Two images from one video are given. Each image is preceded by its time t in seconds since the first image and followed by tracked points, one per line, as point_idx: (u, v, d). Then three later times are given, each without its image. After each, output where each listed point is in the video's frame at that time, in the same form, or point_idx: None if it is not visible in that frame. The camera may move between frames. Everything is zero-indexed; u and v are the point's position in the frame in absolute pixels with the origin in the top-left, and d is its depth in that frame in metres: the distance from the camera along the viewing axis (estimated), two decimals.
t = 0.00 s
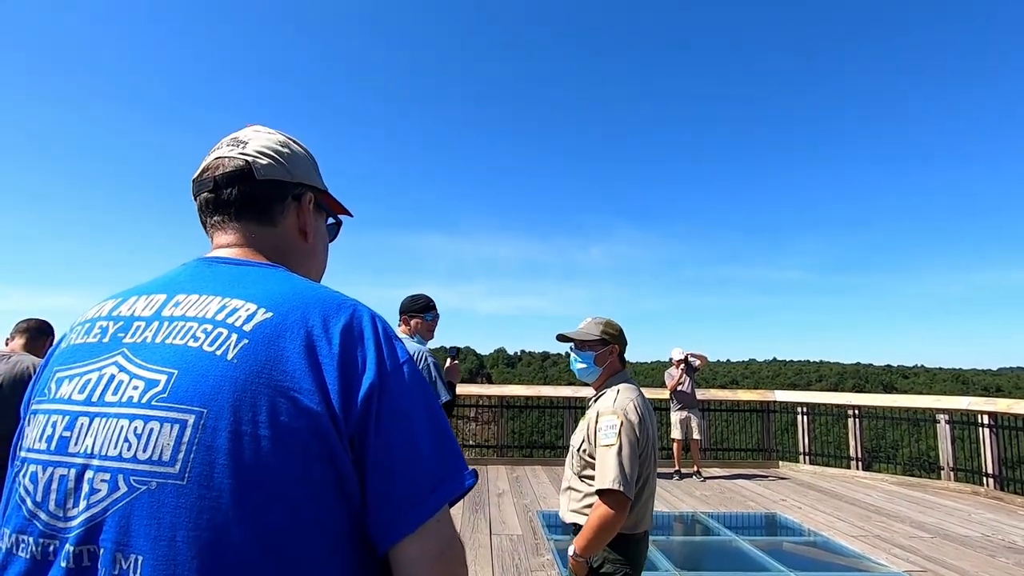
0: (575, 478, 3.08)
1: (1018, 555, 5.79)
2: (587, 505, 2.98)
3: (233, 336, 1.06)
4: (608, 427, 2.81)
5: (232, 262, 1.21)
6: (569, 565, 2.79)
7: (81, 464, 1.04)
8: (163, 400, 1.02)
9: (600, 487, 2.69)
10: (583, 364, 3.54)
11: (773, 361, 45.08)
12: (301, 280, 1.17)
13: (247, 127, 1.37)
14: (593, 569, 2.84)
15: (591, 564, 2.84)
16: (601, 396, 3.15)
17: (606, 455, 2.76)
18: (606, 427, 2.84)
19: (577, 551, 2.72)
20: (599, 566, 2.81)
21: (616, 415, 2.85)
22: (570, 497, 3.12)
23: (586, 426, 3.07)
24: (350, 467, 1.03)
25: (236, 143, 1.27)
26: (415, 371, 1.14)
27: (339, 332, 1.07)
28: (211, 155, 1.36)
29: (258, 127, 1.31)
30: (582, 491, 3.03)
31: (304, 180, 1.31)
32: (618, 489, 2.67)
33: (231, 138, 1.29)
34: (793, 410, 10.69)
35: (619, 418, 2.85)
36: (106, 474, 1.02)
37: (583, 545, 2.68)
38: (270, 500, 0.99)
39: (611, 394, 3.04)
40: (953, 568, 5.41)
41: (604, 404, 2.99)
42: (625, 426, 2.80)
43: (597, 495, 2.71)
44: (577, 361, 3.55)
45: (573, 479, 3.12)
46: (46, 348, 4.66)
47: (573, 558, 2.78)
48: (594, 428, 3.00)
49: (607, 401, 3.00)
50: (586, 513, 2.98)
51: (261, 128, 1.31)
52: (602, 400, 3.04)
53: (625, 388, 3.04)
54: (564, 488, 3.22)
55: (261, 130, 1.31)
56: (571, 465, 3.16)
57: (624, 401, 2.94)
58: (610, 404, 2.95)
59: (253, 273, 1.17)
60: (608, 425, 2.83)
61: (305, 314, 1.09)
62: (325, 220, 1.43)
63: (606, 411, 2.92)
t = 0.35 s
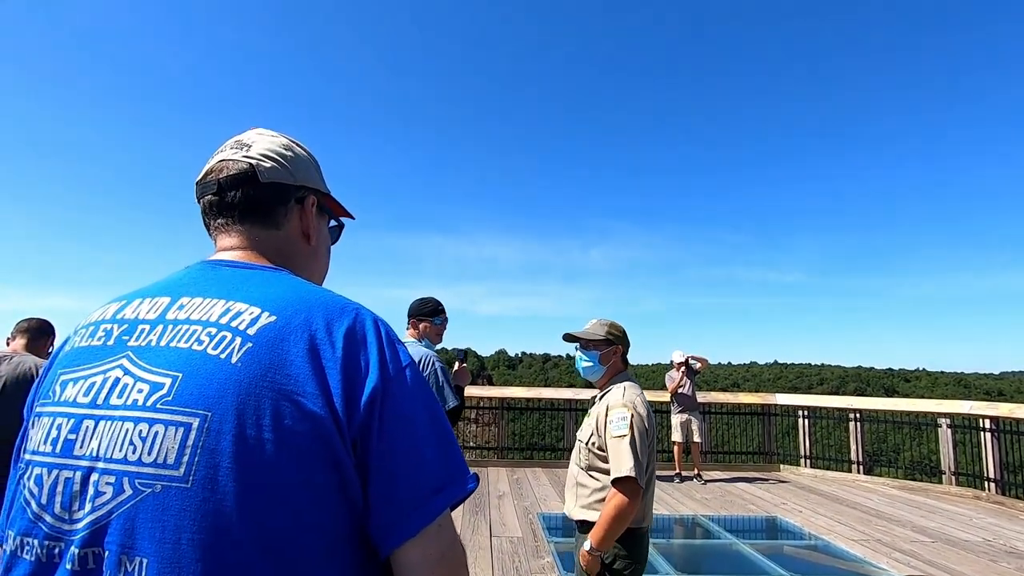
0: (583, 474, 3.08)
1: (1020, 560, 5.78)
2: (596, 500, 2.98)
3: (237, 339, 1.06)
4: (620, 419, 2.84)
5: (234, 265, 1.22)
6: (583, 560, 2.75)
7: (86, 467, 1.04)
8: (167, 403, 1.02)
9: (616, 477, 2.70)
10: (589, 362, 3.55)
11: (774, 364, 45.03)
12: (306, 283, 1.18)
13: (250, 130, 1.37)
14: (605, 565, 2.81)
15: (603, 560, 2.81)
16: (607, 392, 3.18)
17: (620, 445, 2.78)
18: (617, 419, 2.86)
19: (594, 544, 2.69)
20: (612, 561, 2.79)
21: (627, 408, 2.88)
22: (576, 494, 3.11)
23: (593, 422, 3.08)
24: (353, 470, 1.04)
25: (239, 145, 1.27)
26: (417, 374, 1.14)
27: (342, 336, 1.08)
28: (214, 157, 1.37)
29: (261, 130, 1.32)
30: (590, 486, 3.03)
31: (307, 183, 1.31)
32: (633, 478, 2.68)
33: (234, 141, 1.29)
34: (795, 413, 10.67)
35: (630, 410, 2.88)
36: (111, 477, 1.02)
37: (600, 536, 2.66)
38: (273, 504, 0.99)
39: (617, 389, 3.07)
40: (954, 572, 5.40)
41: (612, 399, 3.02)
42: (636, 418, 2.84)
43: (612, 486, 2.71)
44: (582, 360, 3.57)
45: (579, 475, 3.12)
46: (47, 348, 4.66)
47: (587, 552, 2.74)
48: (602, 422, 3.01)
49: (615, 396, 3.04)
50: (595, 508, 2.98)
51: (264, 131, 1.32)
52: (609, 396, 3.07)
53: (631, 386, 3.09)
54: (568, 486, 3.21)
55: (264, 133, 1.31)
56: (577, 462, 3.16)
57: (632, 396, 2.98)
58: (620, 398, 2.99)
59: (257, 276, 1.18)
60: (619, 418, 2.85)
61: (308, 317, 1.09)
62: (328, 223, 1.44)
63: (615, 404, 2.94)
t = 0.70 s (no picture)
0: (583, 466, 3.09)
1: (1015, 561, 5.80)
2: (598, 491, 2.97)
3: (236, 337, 1.06)
4: (614, 404, 2.88)
5: (233, 263, 1.22)
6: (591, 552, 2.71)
7: (84, 464, 1.04)
8: (166, 401, 1.02)
9: (615, 460, 2.72)
10: (583, 362, 3.55)
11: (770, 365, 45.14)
12: (305, 282, 1.18)
13: (254, 125, 1.36)
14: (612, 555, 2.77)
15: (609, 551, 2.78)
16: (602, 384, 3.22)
17: (616, 429, 2.81)
18: (612, 406, 2.90)
19: (599, 532, 2.67)
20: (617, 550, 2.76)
21: (621, 395, 2.92)
22: (578, 488, 3.10)
23: (589, 414, 3.11)
24: (350, 469, 1.04)
25: (248, 143, 1.27)
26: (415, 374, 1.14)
27: (340, 335, 1.08)
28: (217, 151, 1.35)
29: (268, 128, 1.31)
30: (591, 477, 3.03)
31: (314, 185, 1.32)
32: (631, 459, 2.70)
33: (241, 137, 1.28)
34: (791, 414, 10.63)
35: (624, 397, 2.92)
36: (109, 474, 1.02)
37: (606, 522, 2.65)
38: (270, 502, 0.99)
39: (611, 381, 3.12)
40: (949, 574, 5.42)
41: (606, 390, 3.06)
42: (630, 404, 2.87)
43: (611, 470, 2.72)
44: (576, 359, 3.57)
45: (579, 468, 3.12)
46: (42, 347, 4.65)
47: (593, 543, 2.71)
48: (597, 412, 3.05)
49: (609, 387, 3.07)
50: (597, 499, 2.97)
51: (271, 129, 1.31)
52: (604, 388, 3.12)
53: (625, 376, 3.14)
54: (569, 483, 3.20)
55: (271, 131, 1.31)
56: (576, 456, 3.16)
57: (626, 384, 3.03)
58: (614, 388, 3.02)
59: (256, 274, 1.18)
60: (614, 403, 2.89)
61: (306, 315, 1.09)
62: (326, 223, 1.44)
63: (610, 393, 2.99)
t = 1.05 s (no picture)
0: (584, 459, 3.09)
1: (1009, 558, 5.83)
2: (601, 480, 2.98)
3: (242, 338, 1.06)
4: (610, 391, 2.94)
5: (237, 263, 1.21)
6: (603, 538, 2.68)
7: (90, 465, 1.04)
8: (172, 401, 1.02)
9: (615, 441, 2.76)
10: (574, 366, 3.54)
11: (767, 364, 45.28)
12: (310, 281, 1.18)
13: (260, 121, 1.35)
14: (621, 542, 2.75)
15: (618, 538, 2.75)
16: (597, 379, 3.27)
17: (614, 414, 2.86)
18: (607, 393, 2.96)
19: (608, 516, 2.65)
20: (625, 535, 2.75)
21: (615, 383, 2.99)
22: (581, 482, 3.09)
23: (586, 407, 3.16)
24: (356, 470, 1.03)
25: (259, 141, 1.26)
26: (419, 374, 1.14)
27: (346, 335, 1.08)
28: (223, 145, 1.33)
29: (277, 125, 1.31)
30: (593, 468, 3.04)
31: (322, 186, 1.32)
32: (631, 440, 2.75)
33: (251, 134, 1.28)
34: (787, 413, 10.71)
35: (618, 384, 2.99)
36: (115, 475, 1.01)
37: (613, 504, 2.65)
38: (276, 503, 0.98)
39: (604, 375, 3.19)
40: (944, 571, 5.44)
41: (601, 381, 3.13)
42: (625, 388, 2.94)
43: (613, 453, 2.75)
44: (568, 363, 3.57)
45: (580, 462, 3.13)
46: (39, 346, 4.64)
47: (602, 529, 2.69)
48: (594, 404, 3.10)
49: (604, 380, 3.14)
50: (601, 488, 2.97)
51: (281, 127, 1.31)
52: (598, 381, 3.18)
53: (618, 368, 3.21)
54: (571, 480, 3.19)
55: (281, 129, 1.30)
56: (576, 451, 3.17)
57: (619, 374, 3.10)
58: (608, 380, 3.10)
59: (260, 274, 1.17)
60: (609, 390, 2.96)
61: (312, 315, 1.09)
62: (327, 223, 1.45)
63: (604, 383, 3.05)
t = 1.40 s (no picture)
0: (580, 459, 3.10)
1: (1005, 555, 5.86)
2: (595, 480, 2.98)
3: (251, 338, 1.05)
4: (605, 390, 2.93)
5: (243, 261, 1.21)
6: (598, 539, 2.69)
7: (99, 465, 1.03)
8: (182, 402, 1.02)
9: (609, 441, 2.75)
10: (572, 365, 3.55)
11: (763, 362, 45.44)
12: (318, 281, 1.17)
13: (271, 119, 1.35)
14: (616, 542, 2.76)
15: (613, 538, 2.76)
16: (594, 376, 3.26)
17: (608, 413, 2.85)
18: (602, 392, 2.95)
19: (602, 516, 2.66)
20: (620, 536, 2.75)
21: (610, 382, 2.98)
22: (577, 481, 3.10)
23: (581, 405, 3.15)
24: (365, 471, 1.03)
25: (268, 139, 1.26)
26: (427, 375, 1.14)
27: (355, 335, 1.07)
28: (232, 142, 1.33)
29: (288, 122, 1.31)
30: (588, 467, 3.04)
31: (331, 184, 1.32)
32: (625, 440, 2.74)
33: (260, 131, 1.27)
34: (784, 411, 10.76)
35: (613, 383, 2.98)
36: (125, 476, 1.01)
37: (607, 505, 2.65)
38: (286, 504, 0.98)
39: (601, 373, 3.17)
40: (940, 567, 5.46)
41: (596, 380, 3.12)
42: (619, 387, 2.93)
43: (607, 453, 2.75)
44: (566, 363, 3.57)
45: (576, 462, 3.13)
46: (34, 346, 4.61)
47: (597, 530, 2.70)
48: (589, 403, 3.09)
49: (599, 377, 3.13)
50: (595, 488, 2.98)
51: (291, 124, 1.31)
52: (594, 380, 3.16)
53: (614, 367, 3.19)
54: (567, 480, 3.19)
55: (291, 127, 1.30)
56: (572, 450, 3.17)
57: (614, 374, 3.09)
58: (603, 378, 3.09)
59: (269, 273, 1.17)
60: (604, 390, 2.94)
61: (321, 314, 1.09)
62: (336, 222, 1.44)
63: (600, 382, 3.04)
